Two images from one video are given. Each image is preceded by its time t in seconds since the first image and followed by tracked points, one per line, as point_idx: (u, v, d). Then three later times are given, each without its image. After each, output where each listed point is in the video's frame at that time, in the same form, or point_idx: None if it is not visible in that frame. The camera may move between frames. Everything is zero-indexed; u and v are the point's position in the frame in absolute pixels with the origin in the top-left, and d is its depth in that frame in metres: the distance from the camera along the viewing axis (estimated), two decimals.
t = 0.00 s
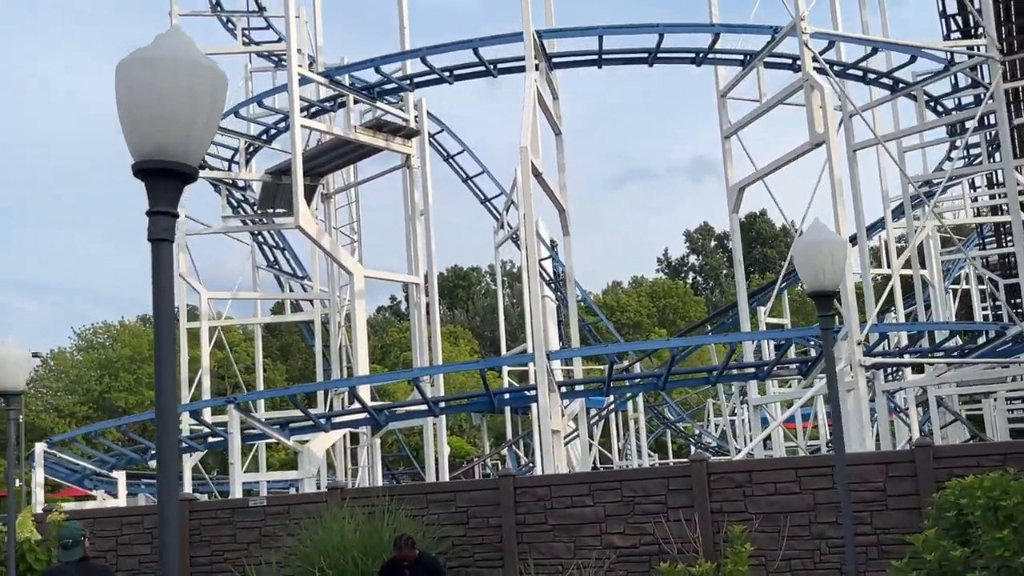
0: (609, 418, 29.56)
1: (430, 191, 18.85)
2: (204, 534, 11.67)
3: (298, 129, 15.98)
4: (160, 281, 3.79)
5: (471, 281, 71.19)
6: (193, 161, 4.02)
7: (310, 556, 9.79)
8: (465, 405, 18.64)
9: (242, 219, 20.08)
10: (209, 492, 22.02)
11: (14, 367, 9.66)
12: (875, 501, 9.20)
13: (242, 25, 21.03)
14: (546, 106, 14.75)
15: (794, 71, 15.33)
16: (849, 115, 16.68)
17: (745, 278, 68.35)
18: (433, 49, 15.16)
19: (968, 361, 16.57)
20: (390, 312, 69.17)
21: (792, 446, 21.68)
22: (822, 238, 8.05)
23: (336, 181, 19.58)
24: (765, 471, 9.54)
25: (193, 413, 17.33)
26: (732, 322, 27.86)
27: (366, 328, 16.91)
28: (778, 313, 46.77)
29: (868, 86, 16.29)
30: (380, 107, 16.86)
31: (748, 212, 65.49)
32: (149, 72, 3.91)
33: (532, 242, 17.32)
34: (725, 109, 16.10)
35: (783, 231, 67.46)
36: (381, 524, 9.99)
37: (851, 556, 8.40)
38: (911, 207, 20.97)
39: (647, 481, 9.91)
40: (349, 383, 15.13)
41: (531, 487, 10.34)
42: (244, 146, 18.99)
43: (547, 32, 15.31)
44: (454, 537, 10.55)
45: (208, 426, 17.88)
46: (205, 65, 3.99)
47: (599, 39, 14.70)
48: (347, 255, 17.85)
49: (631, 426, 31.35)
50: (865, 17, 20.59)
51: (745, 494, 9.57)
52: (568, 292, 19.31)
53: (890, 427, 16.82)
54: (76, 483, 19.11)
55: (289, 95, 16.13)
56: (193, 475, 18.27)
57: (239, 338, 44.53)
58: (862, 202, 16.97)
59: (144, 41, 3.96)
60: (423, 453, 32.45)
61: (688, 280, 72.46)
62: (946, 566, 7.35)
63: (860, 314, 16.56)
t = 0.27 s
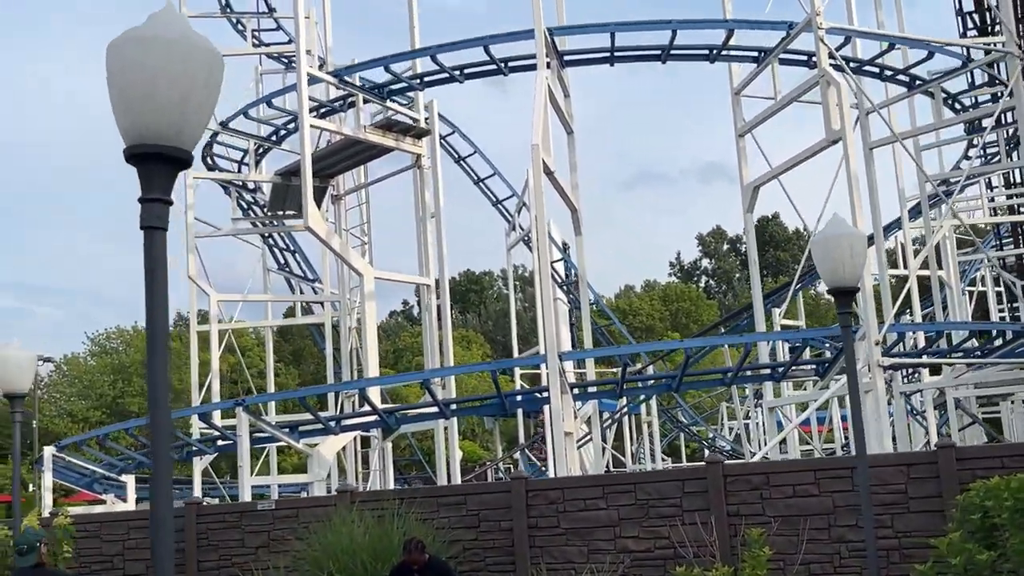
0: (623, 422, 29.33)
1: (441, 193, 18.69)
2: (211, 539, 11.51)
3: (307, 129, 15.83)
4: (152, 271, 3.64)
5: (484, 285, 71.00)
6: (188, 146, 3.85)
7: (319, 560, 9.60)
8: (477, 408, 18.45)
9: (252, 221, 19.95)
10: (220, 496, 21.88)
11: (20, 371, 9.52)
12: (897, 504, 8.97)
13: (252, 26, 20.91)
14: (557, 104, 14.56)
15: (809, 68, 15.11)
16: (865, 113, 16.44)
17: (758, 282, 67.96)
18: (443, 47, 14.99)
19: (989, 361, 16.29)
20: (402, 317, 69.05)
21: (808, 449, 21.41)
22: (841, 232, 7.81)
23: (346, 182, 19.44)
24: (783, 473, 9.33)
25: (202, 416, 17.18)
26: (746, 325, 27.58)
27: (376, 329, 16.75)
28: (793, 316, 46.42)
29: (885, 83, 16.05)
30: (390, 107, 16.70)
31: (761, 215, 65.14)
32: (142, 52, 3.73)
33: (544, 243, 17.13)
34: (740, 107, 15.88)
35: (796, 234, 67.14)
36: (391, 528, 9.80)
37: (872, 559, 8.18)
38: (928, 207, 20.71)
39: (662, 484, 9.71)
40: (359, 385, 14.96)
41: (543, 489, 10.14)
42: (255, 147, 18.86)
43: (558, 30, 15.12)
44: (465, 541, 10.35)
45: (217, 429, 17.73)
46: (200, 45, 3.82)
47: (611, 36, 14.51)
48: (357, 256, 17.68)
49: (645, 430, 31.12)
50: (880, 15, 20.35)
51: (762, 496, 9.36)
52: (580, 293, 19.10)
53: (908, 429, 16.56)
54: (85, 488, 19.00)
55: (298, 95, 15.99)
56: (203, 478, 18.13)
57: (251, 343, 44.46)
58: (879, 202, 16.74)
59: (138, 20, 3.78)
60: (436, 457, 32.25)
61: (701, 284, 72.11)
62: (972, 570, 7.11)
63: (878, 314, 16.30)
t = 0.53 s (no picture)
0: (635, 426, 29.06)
1: (451, 195, 18.56)
2: (219, 544, 11.37)
3: (316, 130, 15.70)
4: (140, 268, 3.53)
5: (496, 289, 70.83)
6: (178, 135, 3.71)
7: (326, 566, 9.44)
8: (488, 411, 18.29)
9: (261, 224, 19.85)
10: (229, 501, 21.77)
11: (24, 375, 9.38)
12: (915, 508, 8.76)
13: (261, 28, 20.82)
14: (567, 103, 14.40)
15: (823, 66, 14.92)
16: (880, 111, 16.23)
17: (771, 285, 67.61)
18: (452, 47, 14.85)
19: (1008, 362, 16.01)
20: (413, 321, 68.90)
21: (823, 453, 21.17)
22: (854, 228, 7.64)
23: (356, 184, 19.34)
24: (798, 477, 9.14)
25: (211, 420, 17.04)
26: (759, 327, 27.34)
27: (385, 332, 16.60)
28: (806, 319, 46.10)
29: (900, 80, 15.84)
30: (399, 108, 16.57)
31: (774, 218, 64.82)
32: (129, 38, 3.58)
33: (554, 243, 16.94)
34: (753, 106, 15.70)
35: (810, 237, 66.76)
36: (400, 533, 9.63)
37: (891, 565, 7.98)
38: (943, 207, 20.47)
39: (675, 488, 9.53)
40: (368, 388, 14.80)
41: (554, 493, 9.97)
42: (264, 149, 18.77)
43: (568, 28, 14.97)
44: (475, 546, 10.19)
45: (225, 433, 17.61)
46: (189, 31, 3.67)
47: (622, 34, 14.35)
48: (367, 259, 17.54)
49: (658, 434, 30.86)
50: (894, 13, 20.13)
51: (777, 500, 9.17)
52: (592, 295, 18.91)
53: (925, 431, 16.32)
54: (94, 492, 18.91)
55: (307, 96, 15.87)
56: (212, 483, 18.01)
57: (263, 347, 44.35)
58: (894, 201, 16.51)
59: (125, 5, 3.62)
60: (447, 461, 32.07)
61: (714, 287, 71.79)
62: None
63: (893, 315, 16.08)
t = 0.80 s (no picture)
0: (648, 429, 28.85)
1: (463, 196, 18.42)
2: (228, 548, 11.22)
3: (326, 130, 15.57)
4: (139, 258, 3.39)
5: (508, 293, 70.65)
6: (178, 120, 3.55)
7: (337, 570, 9.28)
8: (500, 414, 18.12)
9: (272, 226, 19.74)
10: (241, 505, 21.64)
11: (31, 377, 9.24)
12: (937, 511, 8.56)
13: (271, 30, 20.72)
14: (580, 102, 14.24)
15: (839, 63, 14.72)
16: (896, 109, 16.01)
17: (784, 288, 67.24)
18: (463, 45, 14.71)
19: None
20: (425, 325, 68.75)
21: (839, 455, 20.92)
22: (877, 223, 7.43)
23: (367, 185, 19.21)
24: (818, 478, 8.94)
25: (221, 423, 16.90)
26: (774, 330, 27.09)
27: (397, 334, 16.44)
28: (820, 322, 45.79)
29: (917, 78, 15.63)
30: (410, 108, 16.44)
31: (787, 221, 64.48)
32: (126, 18, 3.43)
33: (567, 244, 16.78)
34: (767, 104, 15.50)
35: (823, 240, 66.44)
36: (411, 536, 9.47)
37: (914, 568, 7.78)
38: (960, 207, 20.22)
39: (691, 490, 9.34)
40: (380, 390, 14.64)
41: (568, 496, 9.79)
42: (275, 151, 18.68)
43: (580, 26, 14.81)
44: (488, 550, 10.02)
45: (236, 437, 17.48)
46: (189, 12, 3.53)
47: (635, 31, 14.19)
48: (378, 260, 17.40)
49: (671, 437, 30.64)
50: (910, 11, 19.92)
51: (796, 503, 8.96)
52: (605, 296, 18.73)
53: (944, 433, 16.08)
54: (105, 496, 18.80)
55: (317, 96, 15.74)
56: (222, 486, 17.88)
57: (275, 352, 44.28)
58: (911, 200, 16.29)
59: None
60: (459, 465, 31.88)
61: (727, 291, 71.45)
62: None
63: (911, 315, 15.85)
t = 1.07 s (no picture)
0: (665, 433, 28.65)
1: (478, 198, 18.32)
2: (244, 551, 11.12)
3: (341, 132, 15.48)
4: (156, 248, 3.28)
5: (522, 298, 70.49)
6: (196, 106, 3.44)
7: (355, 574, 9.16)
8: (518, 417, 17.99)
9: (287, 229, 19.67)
10: (256, 509, 21.56)
11: (46, 378, 9.16)
12: (967, 514, 8.38)
13: (286, 32, 20.67)
14: (597, 101, 14.11)
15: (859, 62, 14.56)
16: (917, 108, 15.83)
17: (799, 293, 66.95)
18: (480, 45, 14.61)
19: None
20: (439, 331, 68.66)
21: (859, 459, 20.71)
22: (903, 221, 7.30)
23: (382, 188, 19.13)
24: (843, 481, 8.78)
25: (236, 426, 16.82)
26: (791, 334, 26.87)
27: (412, 336, 16.34)
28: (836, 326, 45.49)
29: (938, 77, 15.45)
30: (426, 109, 16.36)
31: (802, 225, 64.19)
32: (142, 3, 3.32)
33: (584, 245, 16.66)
34: (786, 103, 15.36)
35: (838, 244, 66.13)
36: (430, 539, 9.34)
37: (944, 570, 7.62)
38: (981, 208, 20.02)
39: (713, 493, 9.20)
40: (396, 393, 14.53)
41: (588, 499, 9.64)
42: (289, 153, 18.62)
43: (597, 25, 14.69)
44: (507, 553, 9.88)
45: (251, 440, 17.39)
46: None
47: (652, 30, 14.08)
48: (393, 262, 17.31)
49: (688, 442, 30.44)
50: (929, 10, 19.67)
51: (821, 505, 8.81)
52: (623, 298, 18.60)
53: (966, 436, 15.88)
54: (120, 500, 18.74)
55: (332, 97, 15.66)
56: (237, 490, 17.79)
57: (289, 357, 44.26)
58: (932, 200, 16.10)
59: None
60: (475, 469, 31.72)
61: (742, 295, 71.15)
62: None
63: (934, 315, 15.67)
